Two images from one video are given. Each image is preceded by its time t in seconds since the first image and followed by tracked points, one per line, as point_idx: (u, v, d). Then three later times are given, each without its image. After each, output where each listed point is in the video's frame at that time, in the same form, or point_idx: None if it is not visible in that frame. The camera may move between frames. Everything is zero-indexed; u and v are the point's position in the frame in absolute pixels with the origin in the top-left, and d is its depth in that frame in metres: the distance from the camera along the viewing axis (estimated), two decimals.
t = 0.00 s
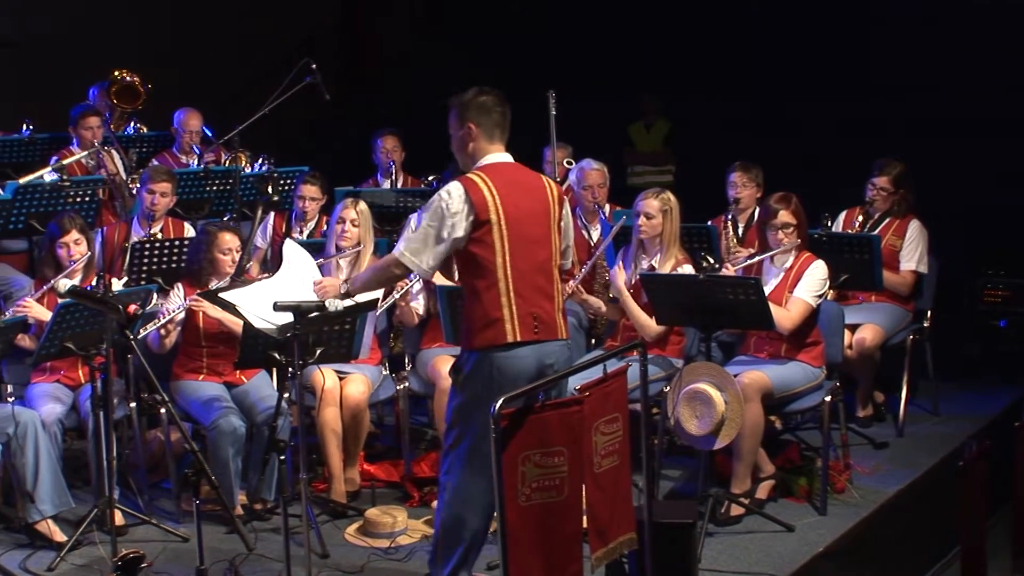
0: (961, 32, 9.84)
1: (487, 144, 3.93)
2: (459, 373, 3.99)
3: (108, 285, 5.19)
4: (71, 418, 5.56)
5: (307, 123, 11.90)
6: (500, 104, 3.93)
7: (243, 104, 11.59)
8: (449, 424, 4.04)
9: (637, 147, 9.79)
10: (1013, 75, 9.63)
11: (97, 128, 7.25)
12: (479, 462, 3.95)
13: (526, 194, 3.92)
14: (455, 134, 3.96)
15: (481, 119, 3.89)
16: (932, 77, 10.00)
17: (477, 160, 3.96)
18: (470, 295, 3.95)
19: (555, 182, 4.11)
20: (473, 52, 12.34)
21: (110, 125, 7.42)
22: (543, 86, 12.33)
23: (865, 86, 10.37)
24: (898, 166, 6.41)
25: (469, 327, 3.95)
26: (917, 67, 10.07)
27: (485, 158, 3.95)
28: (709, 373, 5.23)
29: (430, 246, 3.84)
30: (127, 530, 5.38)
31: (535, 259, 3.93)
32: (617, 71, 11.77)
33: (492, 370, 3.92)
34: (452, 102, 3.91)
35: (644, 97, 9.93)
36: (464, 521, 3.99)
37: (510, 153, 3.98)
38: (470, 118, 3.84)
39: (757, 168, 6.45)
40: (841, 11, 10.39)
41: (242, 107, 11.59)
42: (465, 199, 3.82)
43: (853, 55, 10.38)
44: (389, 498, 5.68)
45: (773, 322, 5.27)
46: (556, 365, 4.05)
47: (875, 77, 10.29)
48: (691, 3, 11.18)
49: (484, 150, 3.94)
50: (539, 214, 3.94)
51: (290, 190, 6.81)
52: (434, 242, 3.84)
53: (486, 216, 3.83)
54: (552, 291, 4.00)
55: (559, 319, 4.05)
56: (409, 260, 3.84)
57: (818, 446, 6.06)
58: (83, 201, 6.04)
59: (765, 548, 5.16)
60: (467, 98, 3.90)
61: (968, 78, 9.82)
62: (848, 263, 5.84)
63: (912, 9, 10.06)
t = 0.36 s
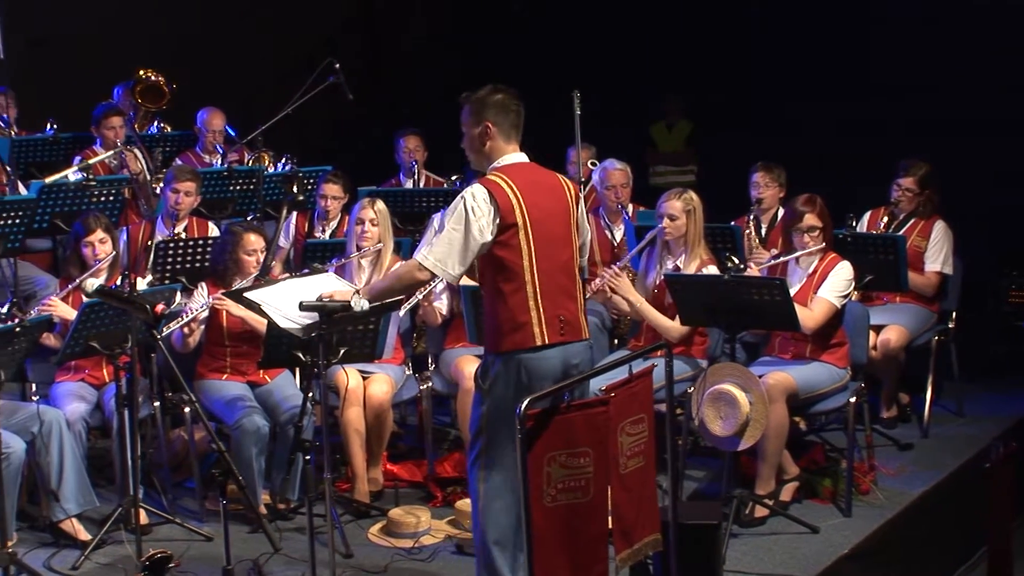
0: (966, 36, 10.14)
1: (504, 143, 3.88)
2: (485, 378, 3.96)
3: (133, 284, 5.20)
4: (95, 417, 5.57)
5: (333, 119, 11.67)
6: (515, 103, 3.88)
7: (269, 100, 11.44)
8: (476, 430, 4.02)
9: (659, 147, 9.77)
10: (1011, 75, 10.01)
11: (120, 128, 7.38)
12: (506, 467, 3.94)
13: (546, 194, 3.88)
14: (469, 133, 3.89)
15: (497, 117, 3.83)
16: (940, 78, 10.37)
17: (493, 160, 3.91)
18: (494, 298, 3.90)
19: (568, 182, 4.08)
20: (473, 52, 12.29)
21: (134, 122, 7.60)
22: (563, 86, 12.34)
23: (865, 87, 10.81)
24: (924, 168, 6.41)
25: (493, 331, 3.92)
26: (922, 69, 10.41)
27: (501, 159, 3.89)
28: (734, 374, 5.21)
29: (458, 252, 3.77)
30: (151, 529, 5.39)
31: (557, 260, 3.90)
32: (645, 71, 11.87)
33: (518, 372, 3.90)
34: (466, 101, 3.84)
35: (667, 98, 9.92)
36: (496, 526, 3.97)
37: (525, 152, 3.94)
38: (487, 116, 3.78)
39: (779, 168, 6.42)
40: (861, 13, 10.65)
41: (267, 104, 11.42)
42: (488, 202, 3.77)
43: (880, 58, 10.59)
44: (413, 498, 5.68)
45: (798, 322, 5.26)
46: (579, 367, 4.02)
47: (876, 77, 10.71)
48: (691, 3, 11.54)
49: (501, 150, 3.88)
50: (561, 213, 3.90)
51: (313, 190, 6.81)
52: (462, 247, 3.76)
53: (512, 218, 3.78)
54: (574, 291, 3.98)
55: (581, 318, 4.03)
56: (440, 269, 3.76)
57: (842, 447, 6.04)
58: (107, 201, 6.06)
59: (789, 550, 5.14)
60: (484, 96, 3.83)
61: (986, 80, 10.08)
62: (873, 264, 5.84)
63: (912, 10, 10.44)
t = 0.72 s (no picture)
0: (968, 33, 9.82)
1: (475, 156, 3.81)
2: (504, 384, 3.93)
3: (159, 283, 5.21)
4: (122, 416, 5.58)
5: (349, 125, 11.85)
6: (478, 112, 3.79)
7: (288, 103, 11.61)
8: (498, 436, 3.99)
9: (682, 147, 9.75)
10: (1011, 75, 9.65)
11: (145, 126, 7.45)
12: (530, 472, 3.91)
13: (532, 198, 3.83)
14: (437, 153, 3.83)
15: (462, 133, 3.76)
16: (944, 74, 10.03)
17: (471, 173, 3.85)
18: (501, 308, 3.87)
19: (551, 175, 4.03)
20: (477, 53, 12.28)
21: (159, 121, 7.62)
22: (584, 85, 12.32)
23: (866, 87, 10.55)
24: (951, 168, 6.36)
25: (507, 340, 3.89)
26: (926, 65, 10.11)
27: (479, 171, 3.84)
28: (761, 375, 5.20)
29: (458, 276, 3.70)
30: (177, 528, 5.40)
31: (558, 261, 3.86)
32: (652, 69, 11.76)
33: (541, 375, 3.86)
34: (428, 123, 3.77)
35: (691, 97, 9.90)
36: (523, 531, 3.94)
37: (500, 158, 3.87)
38: (452, 134, 3.71)
39: (806, 167, 6.40)
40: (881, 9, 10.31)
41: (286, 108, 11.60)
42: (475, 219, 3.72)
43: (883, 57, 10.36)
44: (439, 498, 5.67)
45: (826, 323, 5.23)
46: (600, 367, 3.97)
47: (876, 77, 10.45)
48: (691, 3, 11.45)
49: (474, 164, 3.82)
50: (550, 214, 3.86)
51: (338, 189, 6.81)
52: (460, 271, 3.70)
53: (501, 231, 3.73)
54: (581, 287, 3.94)
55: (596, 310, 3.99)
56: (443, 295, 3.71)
57: (869, 448, 6.01)
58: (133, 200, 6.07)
59: (816, 551, 5.12)
60: (443, 115, 3.76)
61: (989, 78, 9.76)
62: (900, 265, 5.83)
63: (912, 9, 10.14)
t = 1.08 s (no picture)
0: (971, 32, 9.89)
1: (482, 173, 3.75)
2: (536, 387, 3.88)
3: (186, 282, 5.21)
4: (149, 415, 5.59)
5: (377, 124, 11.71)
6: (477, 127, 3.72)
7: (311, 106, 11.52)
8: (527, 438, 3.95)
9: (707, 147, 9.72)
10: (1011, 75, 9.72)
11: (171, 124, 7.46)
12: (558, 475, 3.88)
13: (545, 205, 3.76)
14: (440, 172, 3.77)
15: (463, 151, 3.70)
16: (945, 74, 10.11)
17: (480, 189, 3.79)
18: (527, 316, 3.82)
19: (558, 175, 3.96)
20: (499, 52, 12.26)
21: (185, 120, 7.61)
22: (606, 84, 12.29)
23: (865, 87, 10.68)
24: (980, 169, 6.31)
25: (535, 346, 3.85)
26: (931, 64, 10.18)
27: (486, 185, 3.77)
28: (788, 376, 5.18)
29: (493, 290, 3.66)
30: (204, 527, 5.41)
31: (580, 265, 3.80)
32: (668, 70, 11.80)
33: (571, 377, 3.82)
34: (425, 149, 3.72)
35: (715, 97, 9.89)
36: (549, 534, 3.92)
37: (506, 169, 3.81)
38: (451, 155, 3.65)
39: (833, 168, 6.37)
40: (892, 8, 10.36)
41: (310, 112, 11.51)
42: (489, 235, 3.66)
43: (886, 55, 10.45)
44: (464, 497, 5.67)
45: (855, 324, 5.22)
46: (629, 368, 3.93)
47: (875, 77, 10.59)
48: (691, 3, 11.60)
49: (481, 178, 3.76)
50: (566, 218, 3.79)
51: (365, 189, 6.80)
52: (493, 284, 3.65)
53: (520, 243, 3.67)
54: (606, 288, 3.89)
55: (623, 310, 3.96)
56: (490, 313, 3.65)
57: (896, 449, 5.99)
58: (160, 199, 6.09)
59: (844, 553, 5.10)
60: (441, 135, 3.68)
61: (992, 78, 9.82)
62: (929, 265, 5.84)
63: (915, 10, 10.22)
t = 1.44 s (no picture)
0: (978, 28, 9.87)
1: (579, 152, 3.75)
2: (580, 385, 3.92)
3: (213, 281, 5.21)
4: (175, 414, 5.60)
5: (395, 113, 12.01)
6: (587, 107, 3.73)
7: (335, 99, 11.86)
8: (564, 439, 3.97)
9: (731, 146, 9.70)
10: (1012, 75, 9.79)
11: (196, 124, 7.47)
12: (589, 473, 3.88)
13: (631, 201, 3.79)
14: (540, 141, 3.75)
15: (568, 126, 3.69)
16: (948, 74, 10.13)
17: (571, 169, 3.78)
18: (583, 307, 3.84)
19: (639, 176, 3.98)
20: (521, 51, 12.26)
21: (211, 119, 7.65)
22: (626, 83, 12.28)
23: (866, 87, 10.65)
24: (1008, 169, 6.30)
25: (583, 344, 3.88)
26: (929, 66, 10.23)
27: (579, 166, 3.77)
28: (816, 377, 5.17)
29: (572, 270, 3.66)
30: (230, 526, 5.41)
31: (648, 270, 3.85)
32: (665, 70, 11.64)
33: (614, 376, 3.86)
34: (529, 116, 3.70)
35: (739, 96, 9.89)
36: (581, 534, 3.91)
37: (600, 155, 3.81)
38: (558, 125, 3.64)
39: (860, 168, 6.35)
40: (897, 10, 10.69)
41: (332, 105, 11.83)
42: (579, 215, 3.66)
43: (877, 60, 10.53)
44: (490, 497, 5.66)
45: (883, 325, 5.20)
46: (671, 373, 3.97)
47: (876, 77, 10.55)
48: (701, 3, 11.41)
49: (576, 158, 3.76)
50: (644, 222, 3.82)
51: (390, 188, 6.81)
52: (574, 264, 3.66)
53: (604, 234, 3.69)
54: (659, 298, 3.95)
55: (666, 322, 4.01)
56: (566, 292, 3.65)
57: (924, 451, 5.97)
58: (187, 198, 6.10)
59: (872, 555, 5.08)
60: (555, 105, 3.67)
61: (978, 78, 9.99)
62: (956, 266, 5.86)
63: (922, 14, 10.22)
